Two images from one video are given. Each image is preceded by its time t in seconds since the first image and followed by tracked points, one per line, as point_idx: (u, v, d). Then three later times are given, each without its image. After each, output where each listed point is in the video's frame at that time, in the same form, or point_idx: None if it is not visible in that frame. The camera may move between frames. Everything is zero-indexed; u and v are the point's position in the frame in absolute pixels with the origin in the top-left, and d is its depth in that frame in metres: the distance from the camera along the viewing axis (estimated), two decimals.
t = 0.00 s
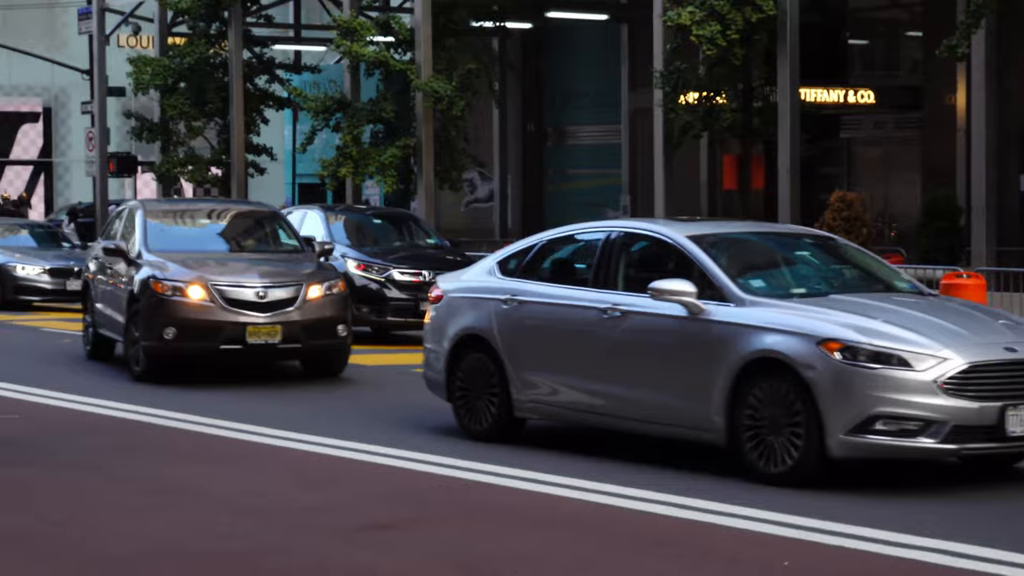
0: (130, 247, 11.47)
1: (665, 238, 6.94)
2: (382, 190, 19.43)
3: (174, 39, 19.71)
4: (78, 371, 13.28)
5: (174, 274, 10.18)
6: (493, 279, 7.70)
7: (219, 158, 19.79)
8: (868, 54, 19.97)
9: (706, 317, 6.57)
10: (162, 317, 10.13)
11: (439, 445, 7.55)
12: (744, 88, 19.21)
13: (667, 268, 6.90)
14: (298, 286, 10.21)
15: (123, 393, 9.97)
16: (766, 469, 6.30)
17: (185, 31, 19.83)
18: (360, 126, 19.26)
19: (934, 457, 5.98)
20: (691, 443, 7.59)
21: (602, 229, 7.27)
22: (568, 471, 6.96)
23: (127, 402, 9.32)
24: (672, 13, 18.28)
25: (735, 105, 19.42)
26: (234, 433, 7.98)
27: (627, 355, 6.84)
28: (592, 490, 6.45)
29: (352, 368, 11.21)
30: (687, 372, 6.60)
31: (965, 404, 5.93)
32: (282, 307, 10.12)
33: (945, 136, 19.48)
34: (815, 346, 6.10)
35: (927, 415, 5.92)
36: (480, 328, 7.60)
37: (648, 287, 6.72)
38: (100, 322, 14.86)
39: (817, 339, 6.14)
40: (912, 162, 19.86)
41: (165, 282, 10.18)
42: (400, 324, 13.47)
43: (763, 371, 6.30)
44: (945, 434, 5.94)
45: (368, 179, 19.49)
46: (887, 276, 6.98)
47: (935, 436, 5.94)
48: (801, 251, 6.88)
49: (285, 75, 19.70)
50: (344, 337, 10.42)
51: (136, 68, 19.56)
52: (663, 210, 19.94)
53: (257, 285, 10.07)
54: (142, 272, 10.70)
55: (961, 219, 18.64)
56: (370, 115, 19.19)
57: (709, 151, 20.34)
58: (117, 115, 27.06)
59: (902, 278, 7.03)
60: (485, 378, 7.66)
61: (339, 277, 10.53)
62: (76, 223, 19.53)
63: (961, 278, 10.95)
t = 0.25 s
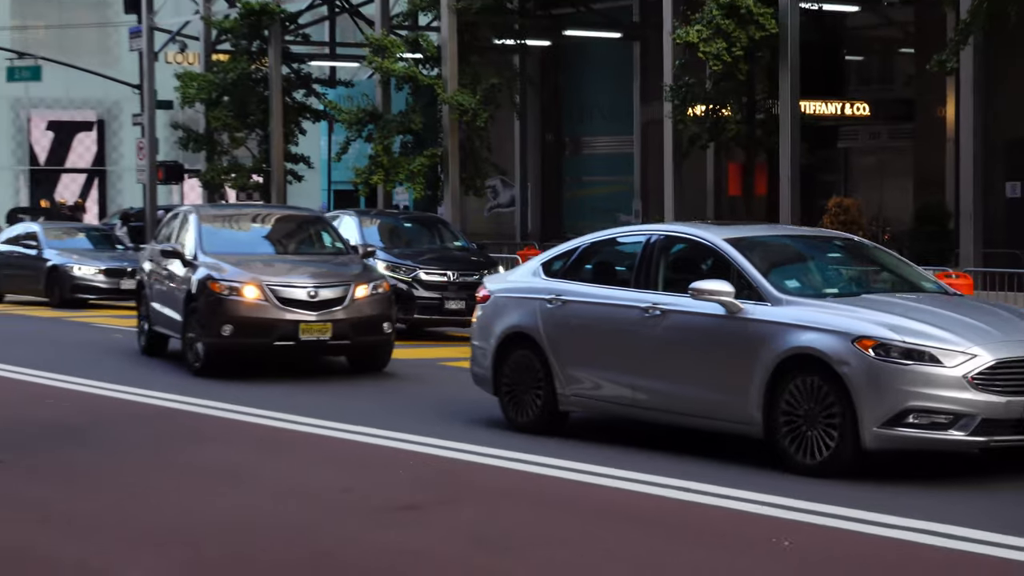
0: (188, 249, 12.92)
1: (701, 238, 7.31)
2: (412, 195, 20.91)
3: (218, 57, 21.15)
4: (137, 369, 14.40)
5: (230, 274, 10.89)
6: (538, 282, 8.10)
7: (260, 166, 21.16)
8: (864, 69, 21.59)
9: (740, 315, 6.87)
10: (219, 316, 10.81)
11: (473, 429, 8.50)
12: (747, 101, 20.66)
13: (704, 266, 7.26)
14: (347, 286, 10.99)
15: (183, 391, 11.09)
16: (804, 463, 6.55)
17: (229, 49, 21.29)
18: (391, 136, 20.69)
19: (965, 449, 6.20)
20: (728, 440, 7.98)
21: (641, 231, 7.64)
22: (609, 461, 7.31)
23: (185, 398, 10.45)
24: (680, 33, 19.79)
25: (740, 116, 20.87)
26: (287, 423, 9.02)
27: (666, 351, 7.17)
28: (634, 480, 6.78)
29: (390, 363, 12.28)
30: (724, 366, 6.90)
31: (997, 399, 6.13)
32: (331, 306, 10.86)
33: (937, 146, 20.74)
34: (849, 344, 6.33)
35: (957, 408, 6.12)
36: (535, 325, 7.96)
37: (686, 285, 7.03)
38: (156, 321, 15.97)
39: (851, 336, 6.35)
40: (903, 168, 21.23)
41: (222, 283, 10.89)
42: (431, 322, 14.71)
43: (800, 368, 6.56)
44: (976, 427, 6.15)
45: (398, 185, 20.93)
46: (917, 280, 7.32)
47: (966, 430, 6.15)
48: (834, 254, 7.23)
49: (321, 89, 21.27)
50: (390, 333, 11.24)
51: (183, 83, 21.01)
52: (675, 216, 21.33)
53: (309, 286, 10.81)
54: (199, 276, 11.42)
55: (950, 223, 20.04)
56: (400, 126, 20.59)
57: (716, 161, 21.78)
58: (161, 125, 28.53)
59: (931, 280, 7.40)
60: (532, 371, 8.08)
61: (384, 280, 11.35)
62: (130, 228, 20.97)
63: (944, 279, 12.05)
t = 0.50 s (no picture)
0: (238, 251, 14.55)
1: (738, 243, 8.09)
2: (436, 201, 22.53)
3: (257, 74, 22.81)
4: (194, 364, 15.75)
5: (278, 275, 11.93)
6: (589, 287, 8.87)
7: (295, 175, 22.78)
8: (854, 84, 23.31)
9: (776, 314, 7.62)
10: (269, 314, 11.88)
11: (514, 417, 9.68)
12: (747, 113, 22.30)
13: (742, 271, 8.03)
14: (387, 286, 12.05)
15: (240, 388, 12.30)
16: (836, 451, 7.30)
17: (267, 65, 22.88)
18: (416, 147, 22.33)
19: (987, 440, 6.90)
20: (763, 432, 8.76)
21: (683, 239, 8.44)
22: (659, 452, 8.05)
23: (248, 393, 11.63)
24: (684, 51, 21.61)
25: (739, 127, 22.50)
26: (341, 415, 10.21)
27: (709, 348, 7.92)
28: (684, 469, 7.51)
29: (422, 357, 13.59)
30: (765, 363, 7.63)
31: (1015, 393, 6.84)
32: (372, 306, 11.92)
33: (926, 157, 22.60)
34: (877, 342, 7.06)
35: (981, 402, 6.83)
36: (576, 322, 8.86)
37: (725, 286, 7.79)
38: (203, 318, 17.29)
39: (878, 335, 7.07)
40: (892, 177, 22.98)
41: (272, 284, 11.96)
42: (455, 320, 16.19)
43: (830, 365, 7.33)
44: (996, 419, 6.86)
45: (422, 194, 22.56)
46: (933, 281, 8.11)
47: (987, 421, 6.86)
48: (858, 258, 8.01)
49: (352, 102, 22.94)
50: (427, 331, 12.31)
51: (224, 97, 22.62)
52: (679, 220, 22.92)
53: (352, 285, 11.87)
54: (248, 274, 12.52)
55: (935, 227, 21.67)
56: (425, 137, 22.23)
57: (718, 169, 23.43)
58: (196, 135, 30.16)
59: (943, 283, 8.17)
60: (587, 368, 8.84)
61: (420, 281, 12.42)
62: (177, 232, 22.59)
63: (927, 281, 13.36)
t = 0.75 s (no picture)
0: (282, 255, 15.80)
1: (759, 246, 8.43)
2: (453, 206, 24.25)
3: (289, 89, 24.66)
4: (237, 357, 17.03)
5: (319, 276, 12.39)
6: (616, 287, 9.23)
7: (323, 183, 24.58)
8: (840, 98, 25.24)
9: (797, 313, 7.92)
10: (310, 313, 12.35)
11: (530, 403, 10.53)
12: (740, 126, 24.13)
13: (764, 272, 8.34)
14: (421, 286, 12.55)
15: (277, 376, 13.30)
16: (855, 443, 7.57)
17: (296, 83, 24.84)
18: (435, 157, 24.15)
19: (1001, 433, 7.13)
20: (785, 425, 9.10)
21: (707, 242, 8.79)
22: (687, 444, 8.37)
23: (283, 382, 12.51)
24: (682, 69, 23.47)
25: (734, 139, 24.35)
26: (375, 401, 10.99)
27: (732, 346, 8.24)
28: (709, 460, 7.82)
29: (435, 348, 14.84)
30: (785, 360, 7.94)
31: None
32: (409, 305, 12.41)
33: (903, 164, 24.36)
34: (895, 339, 7.32)
35: (994, 397, 7.05)
36: (604, 320, 9.20)
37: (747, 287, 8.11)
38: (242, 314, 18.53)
39: (896, 334, 7.34)
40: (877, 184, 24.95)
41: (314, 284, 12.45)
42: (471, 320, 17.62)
43: (851, 361, 7.60)
44: (1010, 412, 7.09)
45: (441, 201, 24.39)
46: (949, 281, 8.42)
47: (1001, 415, 7.09)
48: (875, 258, 8.33)
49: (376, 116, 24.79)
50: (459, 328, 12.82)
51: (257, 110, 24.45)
52: (679, 223, 24.71)
53: (389, 286, 12.37)
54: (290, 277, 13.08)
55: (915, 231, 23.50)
56: (443, 148, 24.08)
57: (714, 177, 25.30)
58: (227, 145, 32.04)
59: (956, 283, 8.49)
60: (615, 362, 9.20)
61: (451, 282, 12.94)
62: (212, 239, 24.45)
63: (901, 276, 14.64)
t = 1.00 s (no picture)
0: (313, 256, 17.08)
1: (777, 246, 8.97)
2: (465, 210, 26.02)
3: (314, 101, 26.49)
4: (272, 353, 18.30)
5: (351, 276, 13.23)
6: (640, 287, 9.81)
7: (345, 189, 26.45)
8: (827, 110, 27.21)
9: (815, 312, 8.41)
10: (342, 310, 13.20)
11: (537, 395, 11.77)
12: (733, 136, 25.96)
13: (784, 272, 8.85)
14: (448, 286, 13.36)
15: (311, 371, 14.38)
16: (872, 434, 8.06)
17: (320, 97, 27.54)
18: (449, 165, 25.95)
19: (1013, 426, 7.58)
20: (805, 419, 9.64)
21: (728, 244, 9.36)
22: (712, 436, 8.92)
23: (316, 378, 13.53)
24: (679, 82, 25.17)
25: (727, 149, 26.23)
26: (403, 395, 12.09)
27: (753, 342, 8.77)
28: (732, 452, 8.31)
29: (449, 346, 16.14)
30: (804, 357, 8.44)
31: None
32: (436, 304, 13.24)
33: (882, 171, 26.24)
34: (911, 337, 7.77)
35: (1007, 391, 7.50)
36: (627, 318, 9.81)
37: (768, 287, 8.62)
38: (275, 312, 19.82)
39: (911, 332, 7.79)
40: (858, 192, 26.81)
41: (347, 284, 13.30)
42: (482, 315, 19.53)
43: (868, 357, 8.07)
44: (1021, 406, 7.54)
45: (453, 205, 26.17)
46: (955, 279, 8.94)
47: (1013, 408, 7.54)
48: (885, 258, 8.86)
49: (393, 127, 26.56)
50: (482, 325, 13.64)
51: (284, 121, 26.38)
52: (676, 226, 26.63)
53: (416, 286, 13.20)
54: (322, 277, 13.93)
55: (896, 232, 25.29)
56: (456, 157, 25.90)
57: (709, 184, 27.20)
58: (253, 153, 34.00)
59: (965, 282, 8.99)
60: (642, 358, 9.73)
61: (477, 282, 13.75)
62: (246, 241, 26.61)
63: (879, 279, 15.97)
